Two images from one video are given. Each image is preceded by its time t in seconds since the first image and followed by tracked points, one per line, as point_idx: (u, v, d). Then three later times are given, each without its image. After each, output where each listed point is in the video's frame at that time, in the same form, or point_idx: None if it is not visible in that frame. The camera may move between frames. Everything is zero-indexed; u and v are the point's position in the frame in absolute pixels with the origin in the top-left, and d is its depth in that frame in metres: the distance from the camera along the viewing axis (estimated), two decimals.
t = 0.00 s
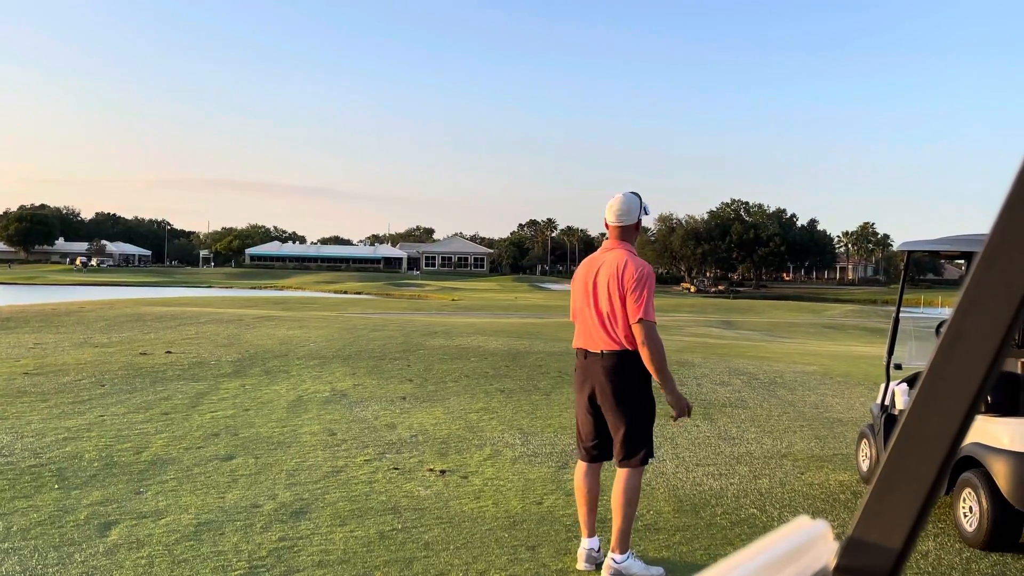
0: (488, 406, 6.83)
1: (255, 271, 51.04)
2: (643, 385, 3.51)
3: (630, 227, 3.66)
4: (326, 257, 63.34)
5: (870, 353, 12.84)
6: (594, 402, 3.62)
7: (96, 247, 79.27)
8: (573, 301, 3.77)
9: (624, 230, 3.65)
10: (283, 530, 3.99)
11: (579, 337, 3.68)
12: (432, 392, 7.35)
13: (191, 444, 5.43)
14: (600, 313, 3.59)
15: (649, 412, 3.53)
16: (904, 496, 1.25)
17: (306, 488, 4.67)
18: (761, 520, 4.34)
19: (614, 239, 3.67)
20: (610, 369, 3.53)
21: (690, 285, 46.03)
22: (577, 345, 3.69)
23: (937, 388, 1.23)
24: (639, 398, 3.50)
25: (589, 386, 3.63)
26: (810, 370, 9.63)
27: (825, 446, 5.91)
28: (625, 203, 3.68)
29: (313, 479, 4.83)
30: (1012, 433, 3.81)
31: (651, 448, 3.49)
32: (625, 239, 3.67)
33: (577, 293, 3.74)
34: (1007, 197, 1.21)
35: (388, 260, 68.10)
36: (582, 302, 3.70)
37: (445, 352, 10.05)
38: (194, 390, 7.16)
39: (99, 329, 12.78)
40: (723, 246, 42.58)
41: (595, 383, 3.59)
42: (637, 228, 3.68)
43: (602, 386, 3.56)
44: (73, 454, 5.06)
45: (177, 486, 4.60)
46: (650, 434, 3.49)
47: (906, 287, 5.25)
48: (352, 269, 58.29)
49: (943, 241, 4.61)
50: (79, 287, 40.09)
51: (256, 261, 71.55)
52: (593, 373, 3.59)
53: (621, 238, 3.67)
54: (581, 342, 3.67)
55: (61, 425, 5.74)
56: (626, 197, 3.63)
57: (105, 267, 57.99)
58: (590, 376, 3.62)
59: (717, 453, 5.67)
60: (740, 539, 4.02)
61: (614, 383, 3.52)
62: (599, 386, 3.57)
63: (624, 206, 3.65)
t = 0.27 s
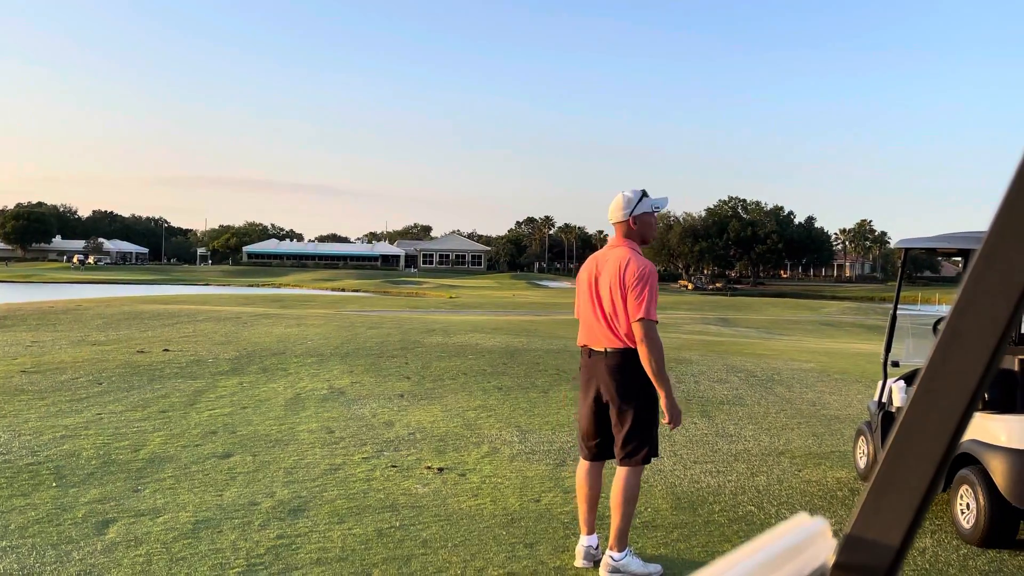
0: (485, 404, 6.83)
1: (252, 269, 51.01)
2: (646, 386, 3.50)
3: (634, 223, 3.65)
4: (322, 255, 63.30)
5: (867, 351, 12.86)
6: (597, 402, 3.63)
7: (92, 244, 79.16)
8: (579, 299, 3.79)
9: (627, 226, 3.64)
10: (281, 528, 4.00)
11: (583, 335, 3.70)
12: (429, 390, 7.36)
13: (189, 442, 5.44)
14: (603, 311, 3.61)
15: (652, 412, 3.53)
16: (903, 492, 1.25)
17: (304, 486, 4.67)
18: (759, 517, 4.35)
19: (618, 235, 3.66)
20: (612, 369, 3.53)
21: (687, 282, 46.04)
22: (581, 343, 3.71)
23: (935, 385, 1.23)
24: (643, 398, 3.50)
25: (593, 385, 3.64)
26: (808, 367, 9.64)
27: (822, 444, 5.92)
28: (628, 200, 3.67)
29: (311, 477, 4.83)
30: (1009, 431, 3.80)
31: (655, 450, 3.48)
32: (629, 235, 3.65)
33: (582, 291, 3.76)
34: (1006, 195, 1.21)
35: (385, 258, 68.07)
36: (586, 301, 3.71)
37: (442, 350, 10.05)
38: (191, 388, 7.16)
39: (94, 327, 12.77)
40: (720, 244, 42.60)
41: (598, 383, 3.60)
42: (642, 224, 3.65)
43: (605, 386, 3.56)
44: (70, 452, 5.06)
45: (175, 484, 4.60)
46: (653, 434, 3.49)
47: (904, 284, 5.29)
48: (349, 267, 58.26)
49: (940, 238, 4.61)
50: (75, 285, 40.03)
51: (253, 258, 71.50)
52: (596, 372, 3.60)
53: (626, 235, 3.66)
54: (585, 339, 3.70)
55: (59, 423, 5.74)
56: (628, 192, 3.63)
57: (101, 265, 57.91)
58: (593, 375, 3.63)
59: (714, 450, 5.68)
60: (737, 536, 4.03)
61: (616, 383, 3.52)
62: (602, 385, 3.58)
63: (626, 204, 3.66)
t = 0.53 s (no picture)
0: (481, 398, 6.84)
1: (247, 265, 50.93)
2: (645, 381, 3.50)
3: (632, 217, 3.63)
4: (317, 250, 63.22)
5: (862, 344, 12.87)
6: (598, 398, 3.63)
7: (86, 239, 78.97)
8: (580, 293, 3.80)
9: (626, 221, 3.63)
10: (277, 523, 3.99)
11: (584, 330, 3.71)
12: (425, 385, 7.36)
13: (184, 437, 5.43)
14: (603, 307, 3.62)
15: (653, 406, 3.52)
16: (899, 484, 1.25)
17: (300, 481, 4.67)
18: (754, 510, 4.36)
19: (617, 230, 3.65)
20: (612, 365, 3.54)
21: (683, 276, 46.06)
22: (582, 339, 3.73)
23: (931, 379, 1.23)
24: (643, 393, 3.49)
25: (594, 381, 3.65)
26: (803, 361, 9.65)
27: (817, 437, 5.93)
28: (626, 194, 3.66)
29: (307, 472, 4.82)
30: (1005, 425, 3.81)
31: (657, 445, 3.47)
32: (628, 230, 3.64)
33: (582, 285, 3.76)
34: (1001, 188, 1.20)
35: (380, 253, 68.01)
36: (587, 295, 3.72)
37: (438, 345, 10.05)
38: (186, 383, 7.15)
39: (88, 322, 12.74)
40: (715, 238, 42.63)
41: (598, 379, 3.61)
42: (640, 218, 3.64)
43: (605, 381, 3.56)
44: (66, 448, 5.05)
45: (171, 480, 4.59)
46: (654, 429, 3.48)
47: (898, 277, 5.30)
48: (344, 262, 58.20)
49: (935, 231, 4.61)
50: (68, 280, 39.91)
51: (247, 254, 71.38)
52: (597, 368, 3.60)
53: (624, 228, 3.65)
54: (586, 335, 3.71)
55: (54, 419, 5.73)
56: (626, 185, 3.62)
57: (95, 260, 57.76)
58: (593, 371, 3.64)
59: (710, 444, 5.69)
60: (733, 530, 4.04)
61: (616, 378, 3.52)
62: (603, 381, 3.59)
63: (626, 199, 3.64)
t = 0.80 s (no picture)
0: (471, 390, 6.84)
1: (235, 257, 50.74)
2: (641, 374, 3.51)
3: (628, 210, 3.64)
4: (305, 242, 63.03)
5: (850, 335, 12.94)
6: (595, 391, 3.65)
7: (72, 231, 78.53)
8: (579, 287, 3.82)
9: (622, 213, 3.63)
10: (267, 515, 3.99)
11: (581, 324, 3.73)
12: (415, 377, 7.36)
13: (173, 430, 5.41)
14: (599, 299, 3.63)
15: (649, 400, 3.53)
16: (886, 473, 1.26)
17: (289, 473, 4.66)
18: (743, 500, 4.38)
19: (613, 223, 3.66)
20: (608, 357, 3.55)
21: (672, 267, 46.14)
22: (580, 332, 3.75)
23: (918, 371, 1.24)
24: (638, 386, 3.51)
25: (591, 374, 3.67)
26: (791, 352, 9.70)
27: (805, 427, 5.96)
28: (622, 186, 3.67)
29: (297, 464, 4.82)
30: (990, 413, 3.84)
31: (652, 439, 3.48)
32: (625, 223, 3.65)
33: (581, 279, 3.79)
34: (987, 182, 1.21)
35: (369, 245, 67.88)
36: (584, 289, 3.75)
37: (428, 337, 10.05)
38: (175, 376, 7.13)
39: (75, 315, 12.68)
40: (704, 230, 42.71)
41: (594, 371, 3.63)
42: (637, 211, 3.64)
43: (602, 374, 3.58)
44: (54, 441, 5.03)
45: (159, 472, 4.58)
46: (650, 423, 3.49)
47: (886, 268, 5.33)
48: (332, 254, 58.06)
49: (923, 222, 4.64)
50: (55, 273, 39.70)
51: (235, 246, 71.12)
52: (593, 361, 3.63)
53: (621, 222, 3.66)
54: (584, 328, 3.73)
55: (41, 412, 5.71)
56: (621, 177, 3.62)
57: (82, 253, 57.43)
58: (590, 364, 3.66)
59: (699, 434, 5.71)
60: (721, 520, 4.06)
61: (611, 371, 3.54)
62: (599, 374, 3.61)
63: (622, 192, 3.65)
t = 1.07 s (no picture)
0: (453, 380, 6.84)
1: (214, 247, 50.42)
2: (630, 366, 3.52)
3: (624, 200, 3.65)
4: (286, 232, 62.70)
5: (829, 323, 13.04)
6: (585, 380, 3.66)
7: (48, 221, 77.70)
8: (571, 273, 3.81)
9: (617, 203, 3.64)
10: (249, 507, 3.98)
11: (572, 311, 3.73)
12: (396, 367, 7.35)
13: (153, 422, 5.38)
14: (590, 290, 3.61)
15: (636, 389, 3.53)
16: (868, 460, 1.26)
17: (271, 464, 4.65)
18: (724, 488, 4.41)
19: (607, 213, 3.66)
20: (596, 347, 3.56)
21: (652, 257, 46.27)
22: (570, 319, 3.75)
23: (900, 359, 1.24)
24: (626, 378, 3.51)
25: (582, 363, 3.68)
26: (771, 340, 9.76)
27: (786, 415, 6.01)
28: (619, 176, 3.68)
29: (278, 455, 4.81)
30: (966, 401, 3.88)
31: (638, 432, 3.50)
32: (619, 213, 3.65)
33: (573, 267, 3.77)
34: (968, 170, 1.21)
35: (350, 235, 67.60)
36: (576, 277, 3.74)
37: (409, 327, 10.03)
38: (154, 367, 7.08)
39: (52, 306, 12.55)
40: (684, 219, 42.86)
41: (584, 361, 3.65)
42: (632, 202, 3.64)
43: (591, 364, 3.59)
44: (32, 433, 4.99)
45: (140, 464, 4.55)
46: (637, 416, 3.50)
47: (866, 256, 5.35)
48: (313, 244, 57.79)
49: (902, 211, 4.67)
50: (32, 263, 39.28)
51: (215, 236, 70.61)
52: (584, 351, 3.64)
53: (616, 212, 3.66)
54: (574, 316, 3.73)
55: (19, 404, 5.65)
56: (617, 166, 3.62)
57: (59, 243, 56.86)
58: (581, 353, 3.68)
59: (680, 423, 5.74)
60: (702, 507, 4.09)
61: (598, 361, 3.55)
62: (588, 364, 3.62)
63: (618, 182, 3.66)
